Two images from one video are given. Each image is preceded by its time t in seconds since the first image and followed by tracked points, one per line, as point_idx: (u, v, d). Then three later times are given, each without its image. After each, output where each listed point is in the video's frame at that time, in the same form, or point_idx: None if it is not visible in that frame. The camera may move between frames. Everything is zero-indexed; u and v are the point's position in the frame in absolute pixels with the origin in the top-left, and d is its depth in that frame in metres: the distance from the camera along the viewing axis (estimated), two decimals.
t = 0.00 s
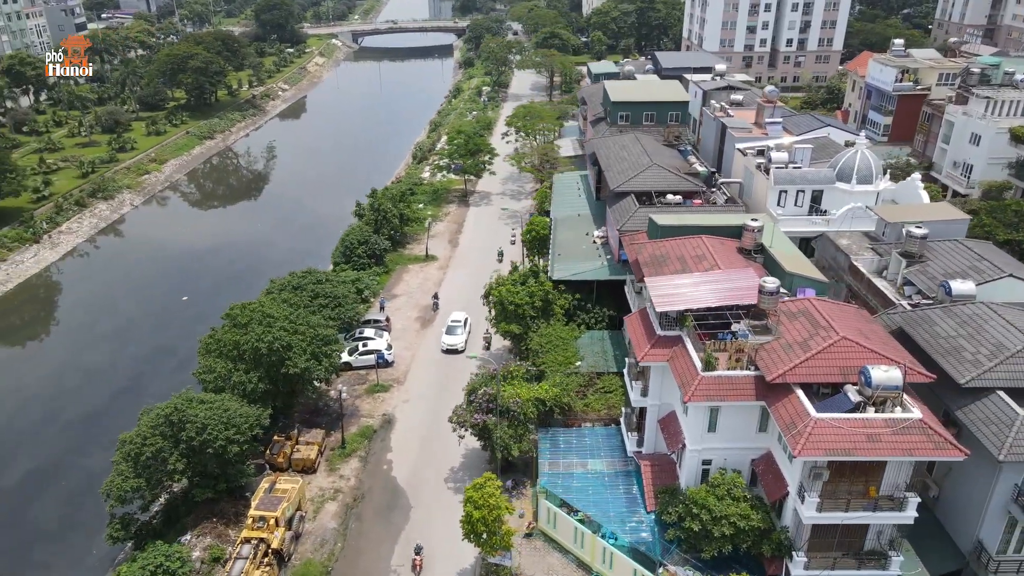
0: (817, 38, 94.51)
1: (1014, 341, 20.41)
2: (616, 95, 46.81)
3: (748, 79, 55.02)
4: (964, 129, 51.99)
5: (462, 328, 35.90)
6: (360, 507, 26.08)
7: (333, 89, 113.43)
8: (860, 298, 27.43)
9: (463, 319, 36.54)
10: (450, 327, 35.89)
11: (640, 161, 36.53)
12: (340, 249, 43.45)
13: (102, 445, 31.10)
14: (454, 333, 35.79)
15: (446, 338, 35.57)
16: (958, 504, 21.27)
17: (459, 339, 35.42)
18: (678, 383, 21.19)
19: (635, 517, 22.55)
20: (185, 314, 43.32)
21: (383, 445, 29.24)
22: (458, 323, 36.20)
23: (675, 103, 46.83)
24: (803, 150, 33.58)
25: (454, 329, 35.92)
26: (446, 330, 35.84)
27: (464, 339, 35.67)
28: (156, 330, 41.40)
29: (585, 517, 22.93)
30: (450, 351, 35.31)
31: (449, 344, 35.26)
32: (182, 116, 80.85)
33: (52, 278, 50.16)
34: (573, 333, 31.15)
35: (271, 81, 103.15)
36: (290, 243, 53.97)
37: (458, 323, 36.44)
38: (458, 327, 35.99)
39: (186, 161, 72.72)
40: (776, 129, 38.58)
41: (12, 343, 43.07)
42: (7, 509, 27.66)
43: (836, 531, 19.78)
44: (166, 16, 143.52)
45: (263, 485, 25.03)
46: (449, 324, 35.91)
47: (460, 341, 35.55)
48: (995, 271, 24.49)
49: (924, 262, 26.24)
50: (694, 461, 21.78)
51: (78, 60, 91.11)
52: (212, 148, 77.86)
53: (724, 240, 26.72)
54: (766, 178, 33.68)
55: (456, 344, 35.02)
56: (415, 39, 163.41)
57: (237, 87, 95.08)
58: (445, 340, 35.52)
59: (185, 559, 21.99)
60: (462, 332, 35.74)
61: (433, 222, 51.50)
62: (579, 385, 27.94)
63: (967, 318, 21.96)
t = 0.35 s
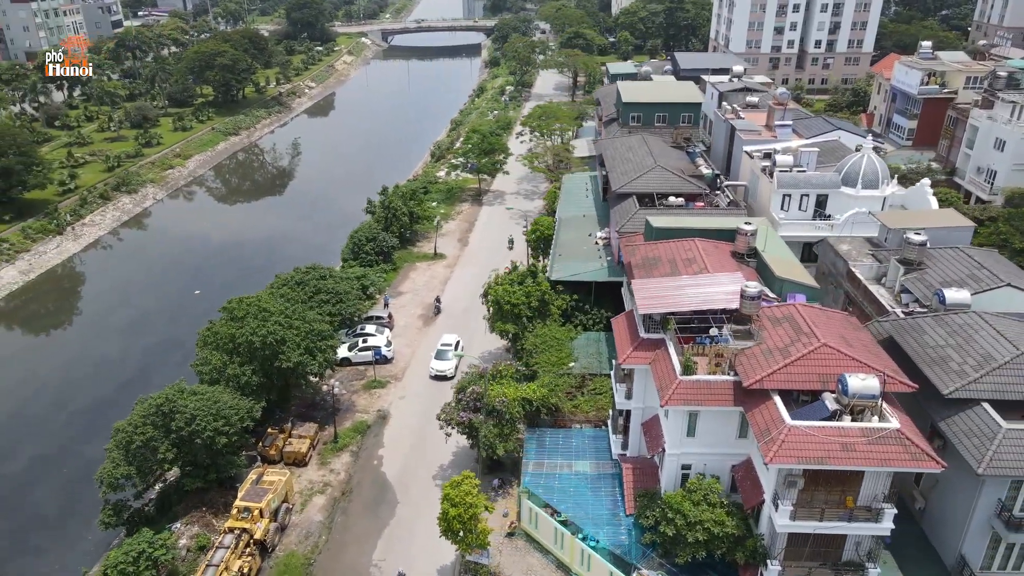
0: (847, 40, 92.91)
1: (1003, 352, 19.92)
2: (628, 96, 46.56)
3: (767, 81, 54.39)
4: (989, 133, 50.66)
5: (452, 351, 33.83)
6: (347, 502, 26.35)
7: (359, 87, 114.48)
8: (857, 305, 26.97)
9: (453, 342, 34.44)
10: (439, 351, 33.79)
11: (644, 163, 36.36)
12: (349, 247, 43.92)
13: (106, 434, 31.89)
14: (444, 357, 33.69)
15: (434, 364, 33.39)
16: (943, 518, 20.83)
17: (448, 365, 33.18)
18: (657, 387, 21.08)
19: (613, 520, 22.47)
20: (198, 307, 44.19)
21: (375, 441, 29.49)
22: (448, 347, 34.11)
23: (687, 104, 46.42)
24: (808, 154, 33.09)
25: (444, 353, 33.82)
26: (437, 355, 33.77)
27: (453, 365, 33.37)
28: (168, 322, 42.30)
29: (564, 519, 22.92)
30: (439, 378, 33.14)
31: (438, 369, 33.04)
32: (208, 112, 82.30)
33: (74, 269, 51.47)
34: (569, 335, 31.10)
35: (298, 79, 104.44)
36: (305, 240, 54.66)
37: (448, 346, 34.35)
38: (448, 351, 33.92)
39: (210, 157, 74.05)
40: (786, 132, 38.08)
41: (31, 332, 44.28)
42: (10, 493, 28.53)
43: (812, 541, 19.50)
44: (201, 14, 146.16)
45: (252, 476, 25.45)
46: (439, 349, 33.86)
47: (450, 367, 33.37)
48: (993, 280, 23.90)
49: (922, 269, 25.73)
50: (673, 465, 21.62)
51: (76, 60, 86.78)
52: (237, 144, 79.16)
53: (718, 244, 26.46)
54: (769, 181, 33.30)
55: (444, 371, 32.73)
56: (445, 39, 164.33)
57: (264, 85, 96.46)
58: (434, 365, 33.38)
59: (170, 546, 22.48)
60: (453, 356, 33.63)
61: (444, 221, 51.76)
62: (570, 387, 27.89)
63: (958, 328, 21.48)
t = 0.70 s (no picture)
0: (881, 42, 90.94)
1: (988, 365, 19.40)
2: (642, 97, 46.29)
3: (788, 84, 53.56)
4: (1017, 140, 49.19)
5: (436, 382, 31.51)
6: (335, 495, 26.68)
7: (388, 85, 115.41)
8: (852, 313, 26.47)
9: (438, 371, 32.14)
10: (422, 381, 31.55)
11: (648, 164, 36.13)
12: (359, 243, 44.40)
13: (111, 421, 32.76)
14: (427, 388, 31.44)
15: (416, 395, 31.24)
16: (923, 532, 20.36)
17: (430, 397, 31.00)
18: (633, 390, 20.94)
19: (590, 522, 22.40)
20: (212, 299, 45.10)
21: (367, 435, 29.79)
22: (433, 375, 31.85)
23: (701, 106, 45.93)
24: (815, 158, 32.58)
25: (427, 384, 31.57)
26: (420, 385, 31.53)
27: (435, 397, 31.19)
28: (182, 314, 43.27)
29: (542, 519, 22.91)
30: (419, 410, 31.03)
31: (418, 402, 30.88)
32: (237, 109, 83.81)
33: (98, 259, 52.83)
34: (564, 335, 31.04)
35: (328, 77, 105.70)
36: (321, 236, 55.41)
37: (433, 375, 32.02)
38: (432, 380, 31.71)
39: (237, 152, 75.43)
40: (796, 136, 37.53)
41: (53, 319, 45.56)
42: (16, 475, 29.48)
43: (783, 550, 19.27)
44: (238, 12, 148.87)
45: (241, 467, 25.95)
46: (422, 378, 31.64)
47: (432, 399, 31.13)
48: (990, 290, 23.28)
49: (919, 278, 25.15)
50: (649, 469, 21.47)
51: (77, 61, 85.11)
52: (263, 140, 80.47)
53: (710, 247, 26.18)
54: (774, 185, 32.86)
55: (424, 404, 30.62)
56: (478, 38, 164.92)
57: (294, 82, 97.85)
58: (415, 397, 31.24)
59: (155, 532, 23.05)
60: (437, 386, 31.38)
61: (457, 219, 52.02)
62: (559, 387, 27.86)
63: (945, 338, 20.98)
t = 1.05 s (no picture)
0: (914, 44, 88.96)
1: (970, 376, 18.97)
2: (654, 98, 46.01)
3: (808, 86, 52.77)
4: None
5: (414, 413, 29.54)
6: (324, 488, 27.02)
7: (415, 84, 116.17)
8: (847, 320, 26.04)
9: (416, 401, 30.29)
10: (399, 412, 29.62)
11: (652, 165, 35.90)
12: (368, 240, 44.86)
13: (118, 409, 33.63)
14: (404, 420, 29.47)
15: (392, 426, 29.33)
16: (903, 544, 19.97)
17: (408, 429, 29.09)
18: (610, 393, 20.83)
19: (568, 524, 22.36)
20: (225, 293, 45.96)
21: (360, 431, 30.10)
22: (411, 406, 29.94)
23: (714, 107, 45.39)
24: (820, 162, 32.08)
25: (404, 415, 29.63)
26: (397, 416, 29.63)
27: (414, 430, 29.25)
28: (195, 307, 44.23)
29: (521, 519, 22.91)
30: (396, 443, 29.10)
31: (395, 434, 28.94)
32: (262, 106, 85.15)
33: (120, 251, 54.13)
34: (559, 335, 31.03)
35: (355, 75, 106.78)
36: (336, 233, 56.06)
37: (410, 406, 30.04)
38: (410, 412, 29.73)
39: (260, 149, 76.68)
40: (806, 139, 36.98)
41: (72, 309, 46.83)
42: (22, 459, 30.44)
43: (756, 557, 19.06)
44: (272, 11, 151.19)
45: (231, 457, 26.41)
46: (399, 408, 29.78)
47: (410, 432, 29.16)
48: (984, 299, 22.73)
49: (915, 285, 24.63)
50: (627, 472, 21.35)
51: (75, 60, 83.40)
52: (287, 137, 81.65)
53: (702, 250, 25.93)
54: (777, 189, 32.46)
55: (401, 437, 28.70)
56: (508, 37, 165.17)
57: (321, 80, 99.05)
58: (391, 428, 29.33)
59: (144, 519, 23.61)
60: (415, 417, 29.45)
61: (470, 218, 52.21)
62: (550, 388, 27.84)
63: (932, 347, 20.55)
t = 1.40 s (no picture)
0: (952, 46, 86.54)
1: (948, 387, 18.52)
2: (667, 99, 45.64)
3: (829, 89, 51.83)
4: None
5: (381, 450, 27.47)
6: (312, 480, 27.42)
7: (445, 82, 116.78)
8: (840, 327, 25.57)
9: (386, 434, 28.15)
10: (365, 448, 27.60)
11: (656, 167, 35.61)
12: (378, 237, 45.33)
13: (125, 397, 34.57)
14: (371, 456, 27.44)
15: (356, 463, 27.40)
16: (877, 557, 19.59)
17: (373, 467, 27.10)
18: (584, 394, 20.76)
19: (542, 523, 22.33)
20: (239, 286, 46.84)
21: (354, 425, 30.45)
22: (379, 440, 27.82)
23: (729, 109, 44.54)
24: (824, 166, 31.54)
25: (371, 451, 27.58)
26: (363, 452, 27.60)
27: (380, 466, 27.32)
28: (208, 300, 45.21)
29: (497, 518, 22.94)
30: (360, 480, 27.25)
31: (358, 472, 27.04)
32: (291, 102, 86.45)
33: (143, 242, 55.51)
34: (554, 335, 31.00)
35: (384, 73, 107.66)
36: (352, 230, 56.67)
37: (378, 441, 27.91)
38: (377, 447, 27.65)
39: (286, 144, 77.91)
40: (816, 142, 36.33)
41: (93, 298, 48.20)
42: (29, 443, 31.51)
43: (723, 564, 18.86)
44: (309, 9, 153.26)
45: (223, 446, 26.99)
46: (366, 443, 27.71)
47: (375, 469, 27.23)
48: (976, 309, 22.14)
49: (909, 293, 24.06)
50: (601, 474, 21.24)
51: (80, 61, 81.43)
52: (313, 133, 82.80)
53: (692, 253, 25.68)
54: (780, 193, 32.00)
55: (364, 476, 26.83)
56: (542, 36, 164.94)
57: (350, 78, 100.17)
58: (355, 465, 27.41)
59: (132, 504, 24.25)
60: (381, 454, 27.41)
61: (483, 217, 52.34)
62: (538, 388, 27.86)
63: (914, 356, 20.08)
